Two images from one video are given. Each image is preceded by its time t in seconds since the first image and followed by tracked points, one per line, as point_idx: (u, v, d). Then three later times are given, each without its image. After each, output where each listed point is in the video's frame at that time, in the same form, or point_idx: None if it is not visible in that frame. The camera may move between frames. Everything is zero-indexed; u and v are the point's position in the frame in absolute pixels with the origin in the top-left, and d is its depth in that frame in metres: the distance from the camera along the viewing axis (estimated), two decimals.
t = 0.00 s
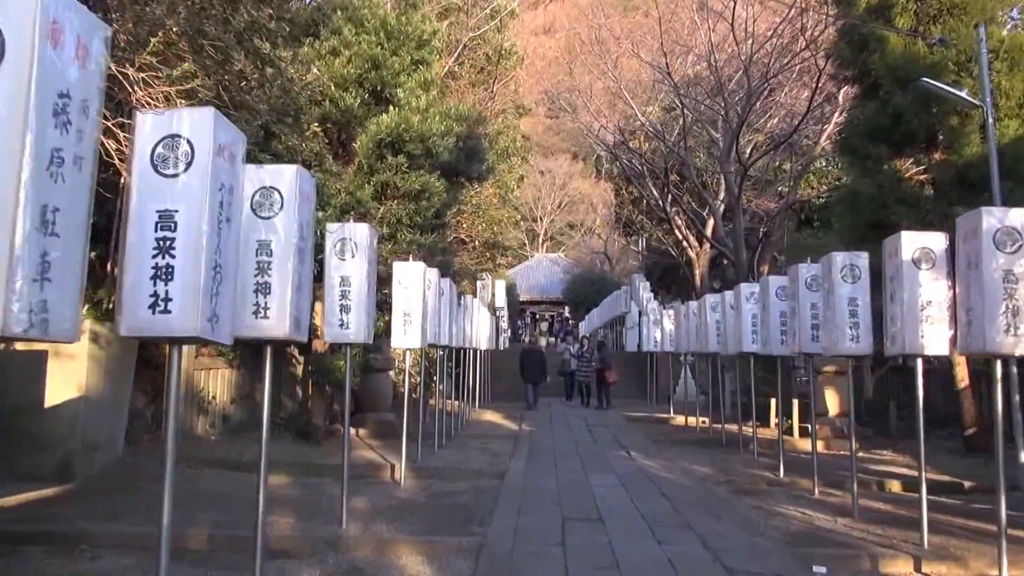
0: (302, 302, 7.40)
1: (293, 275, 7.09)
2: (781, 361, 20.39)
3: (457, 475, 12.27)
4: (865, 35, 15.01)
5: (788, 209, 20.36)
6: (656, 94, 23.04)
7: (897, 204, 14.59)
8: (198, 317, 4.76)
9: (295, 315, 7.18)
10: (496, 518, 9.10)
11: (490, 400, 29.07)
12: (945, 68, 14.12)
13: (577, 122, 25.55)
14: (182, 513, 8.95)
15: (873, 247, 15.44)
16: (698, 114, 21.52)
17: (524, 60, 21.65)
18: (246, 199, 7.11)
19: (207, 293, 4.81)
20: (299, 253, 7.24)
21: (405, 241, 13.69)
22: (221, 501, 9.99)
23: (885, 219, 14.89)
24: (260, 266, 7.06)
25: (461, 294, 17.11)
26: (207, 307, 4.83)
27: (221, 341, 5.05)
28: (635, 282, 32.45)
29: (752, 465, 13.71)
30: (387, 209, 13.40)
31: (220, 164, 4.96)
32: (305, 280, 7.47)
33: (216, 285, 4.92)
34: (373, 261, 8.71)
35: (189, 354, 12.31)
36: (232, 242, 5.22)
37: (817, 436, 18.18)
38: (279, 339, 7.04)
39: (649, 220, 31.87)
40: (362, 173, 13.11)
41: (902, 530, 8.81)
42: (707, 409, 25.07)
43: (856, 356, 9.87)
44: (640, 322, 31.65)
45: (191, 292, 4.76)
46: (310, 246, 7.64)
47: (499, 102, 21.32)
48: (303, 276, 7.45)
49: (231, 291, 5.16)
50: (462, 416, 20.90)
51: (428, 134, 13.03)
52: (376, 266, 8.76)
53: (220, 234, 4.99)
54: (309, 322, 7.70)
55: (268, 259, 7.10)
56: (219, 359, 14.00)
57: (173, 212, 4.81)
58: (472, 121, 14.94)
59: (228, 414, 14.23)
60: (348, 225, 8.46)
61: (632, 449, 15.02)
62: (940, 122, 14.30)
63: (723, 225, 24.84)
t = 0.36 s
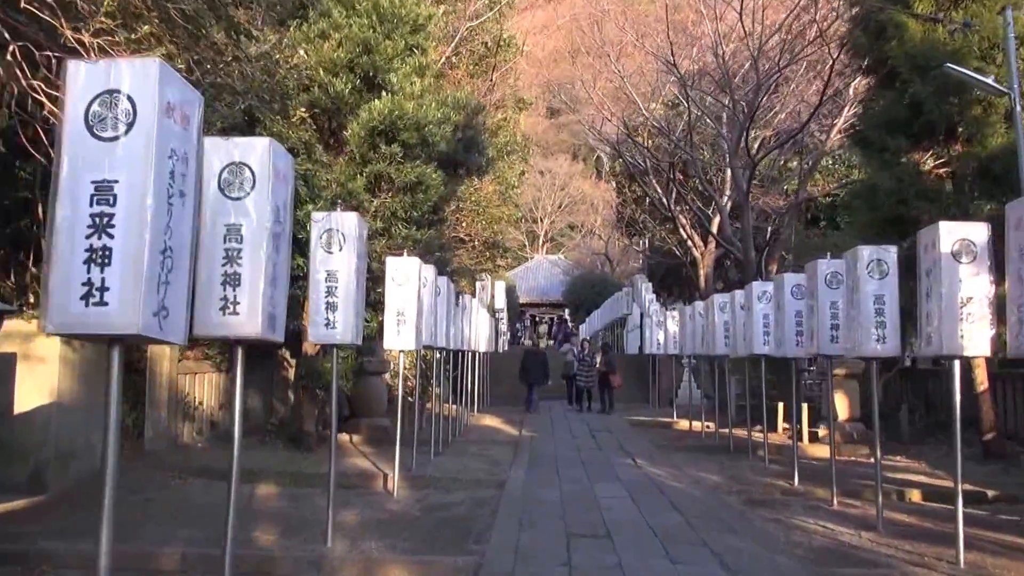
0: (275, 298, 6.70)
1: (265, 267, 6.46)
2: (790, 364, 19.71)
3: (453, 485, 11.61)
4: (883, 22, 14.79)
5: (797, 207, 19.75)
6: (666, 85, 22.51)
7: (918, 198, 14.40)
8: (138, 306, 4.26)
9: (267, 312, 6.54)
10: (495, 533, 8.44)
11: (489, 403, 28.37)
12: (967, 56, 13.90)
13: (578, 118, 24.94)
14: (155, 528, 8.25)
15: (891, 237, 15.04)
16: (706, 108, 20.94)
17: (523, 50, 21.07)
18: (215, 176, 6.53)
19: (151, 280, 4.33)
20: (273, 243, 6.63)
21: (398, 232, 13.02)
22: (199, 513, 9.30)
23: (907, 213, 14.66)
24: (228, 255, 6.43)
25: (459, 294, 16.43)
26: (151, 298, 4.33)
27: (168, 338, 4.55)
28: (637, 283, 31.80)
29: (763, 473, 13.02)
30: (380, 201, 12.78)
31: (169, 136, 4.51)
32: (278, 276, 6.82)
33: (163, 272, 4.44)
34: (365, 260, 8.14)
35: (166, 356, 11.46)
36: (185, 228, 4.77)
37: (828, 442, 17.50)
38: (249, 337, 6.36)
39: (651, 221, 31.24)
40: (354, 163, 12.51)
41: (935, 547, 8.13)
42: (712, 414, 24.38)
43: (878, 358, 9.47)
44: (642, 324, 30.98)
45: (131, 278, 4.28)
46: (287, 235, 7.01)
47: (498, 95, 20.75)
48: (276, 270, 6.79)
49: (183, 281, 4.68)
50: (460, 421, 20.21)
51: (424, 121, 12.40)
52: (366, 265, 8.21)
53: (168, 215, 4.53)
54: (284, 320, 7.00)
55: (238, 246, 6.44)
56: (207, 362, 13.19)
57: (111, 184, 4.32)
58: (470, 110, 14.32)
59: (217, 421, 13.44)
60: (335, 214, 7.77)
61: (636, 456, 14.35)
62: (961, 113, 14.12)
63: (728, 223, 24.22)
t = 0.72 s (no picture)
0: (231, 284, 6.10)
1: (217, 249, 5.87)
2: (797, 366, 19.06)
3: (444, 492, 10.92)
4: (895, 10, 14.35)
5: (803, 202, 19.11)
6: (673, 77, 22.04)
7: (933, 190, 13.67)
8: (30, 284, 3.96)
9: (221, 300, 5.95)
10: (489, 548, 7.75)
11: (487, 405, 27.72)
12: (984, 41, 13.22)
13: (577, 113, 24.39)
14: (116, 545, 7.56)
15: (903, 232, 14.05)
16: (709, 100, 20.40)
17: (520, 41, 20.55)
18: (159, 143, 5.89)
19: (48, 251, 4.03)
20: (228, 222, 6.01)
21: (388, 225, 12.36)
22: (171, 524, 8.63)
23: (922, 206, 13.80)
24: (177, 235, 5.85)
25: (453, 292, 15.76)
26: (48, 275, 4.04)
27: (75, 325, 4.23)
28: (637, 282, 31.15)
29: (773, 480, 12.35)
30: (370, 192, 12.16)
31: (73, 84, 4.21)
32: (236, 257, 6.21)
33: (66, 244, 4.15)
34: (348, 253, 7.53)
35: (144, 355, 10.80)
36: (104, 192, 4.47)
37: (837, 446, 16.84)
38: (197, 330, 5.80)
39: (652, 220, 30.60)
40: (342, 152, 11.88)
41: (969, 564, 7.46)
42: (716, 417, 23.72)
43: (902, 357, 8.85)
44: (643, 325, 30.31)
45: (24, 248, 3.97)
46: (246, 211, 6.38)
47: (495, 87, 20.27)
48: (235, 252, 6.18)
49: (96, 253, 4.39)
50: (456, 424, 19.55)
51: (416, 108, 11.73)
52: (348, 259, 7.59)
53: (77, 176, 4.24)
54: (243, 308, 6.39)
55: (188, 225, 5.83)
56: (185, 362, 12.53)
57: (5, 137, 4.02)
58: (466, 97, 13.67)
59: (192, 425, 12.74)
60: (313, 198, 7.10)
61: (638, 462, 13.69)
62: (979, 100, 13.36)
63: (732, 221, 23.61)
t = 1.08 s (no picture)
0: (170, 275, 4.60)
1: (147, 233, 4.37)
2: (801, 365, 18.42)
3: (433, 502, 10.23)
4: None
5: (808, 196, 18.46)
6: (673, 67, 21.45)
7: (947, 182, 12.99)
8: None
9: (153, 296, 4.44)
10: (478, 567, 7.07)
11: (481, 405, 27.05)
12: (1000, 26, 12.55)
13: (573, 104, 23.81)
14: (66, 565, 6.85)
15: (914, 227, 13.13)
16: (710, 91, 19.77)
17: (515, 29, 19.96)
18: (79, 106, 4.40)
19: None
20: (166, 198, 4.54)
21: (373, 217, 11.68)
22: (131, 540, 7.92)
23: (934, 199, 13.03)
24: (96, 215, 4.35)
25: (445, 288, 15.07)
26: None
27: None
28: (634, 280, 30.50)
29: (782, 487, 11.67)
30: (354, 182, 11.50)
31: None
32: (178, 244, 4.71)
33: None
34: (321, 245, 6.83)
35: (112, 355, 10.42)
36: None
37: (844, 449, 16.17)
38: (122, 333, 4.30)
39: (649, 216, 29.96)
40: (326, 138, 11.20)
41: None
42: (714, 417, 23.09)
43: (926, 359, 8.14)
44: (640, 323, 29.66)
45: None
46: (190, 189, 4.84)
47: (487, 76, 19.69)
48: (176, 238, 4.69)
49: None
50: (448, 426, 18.87)
51: (403, 92, 11.00)
52: (322, 250, 6.88)
53: None
54: (184, 313, 4.82)
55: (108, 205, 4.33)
56: (160, 361, 12.05)
57: None
58: (457, 82, 12.97)
59: (166, 426, 12.27)
60: (283, 182, 6.47)
61: (639, 467, 13.02)
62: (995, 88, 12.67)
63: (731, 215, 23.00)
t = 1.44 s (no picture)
0: (86, 247, 4.06)
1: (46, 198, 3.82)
2: (803, 366, 17.82)
3: (419, 512, 9.54)
4: None
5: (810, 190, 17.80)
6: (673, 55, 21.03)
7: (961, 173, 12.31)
8: None
9: (61, 270, 3.90)
10: None
11: (473, 405, 26.35)
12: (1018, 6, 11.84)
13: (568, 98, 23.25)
14: None
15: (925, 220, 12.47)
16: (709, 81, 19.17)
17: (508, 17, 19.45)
18: None
19: None
20: (76, 159, 3.99)
21: (357, 207, 10.98)
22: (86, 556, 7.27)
23: (949, 189, 12.32)
24: None
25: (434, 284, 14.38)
26: None
27: None
28: (630, 278, 29.85)
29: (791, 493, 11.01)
30: (337, 171, 10.78)
31: None
32: (101, 211, 4.17)
33: None
34: (291, 227, 6.27)
35: (74, 354, 10.23)
36: None
37: (850, 452, 15.67)
38: (21, 317, 3.76)
39: (645, 213, 29.36)
40: (306, 123, 10.49)
41: None
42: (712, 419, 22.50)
43: (956, 356, 7.50)
44: (636, 322, 28.99)
45: None
46: (116, 148, 4.27)
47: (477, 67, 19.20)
48: (98, 205, 4.16)
49: None
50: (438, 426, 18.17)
51: (389, 73, 10.30)
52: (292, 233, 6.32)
53: None
54: (111, 289, 4.26)
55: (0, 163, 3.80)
56: (131, 360, 11.75)
57: None
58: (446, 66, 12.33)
59: (134, 429, 11.93)
60: (249, 156, 5.91)
61: (638, 473, 12.34)
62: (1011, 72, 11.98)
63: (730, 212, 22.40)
